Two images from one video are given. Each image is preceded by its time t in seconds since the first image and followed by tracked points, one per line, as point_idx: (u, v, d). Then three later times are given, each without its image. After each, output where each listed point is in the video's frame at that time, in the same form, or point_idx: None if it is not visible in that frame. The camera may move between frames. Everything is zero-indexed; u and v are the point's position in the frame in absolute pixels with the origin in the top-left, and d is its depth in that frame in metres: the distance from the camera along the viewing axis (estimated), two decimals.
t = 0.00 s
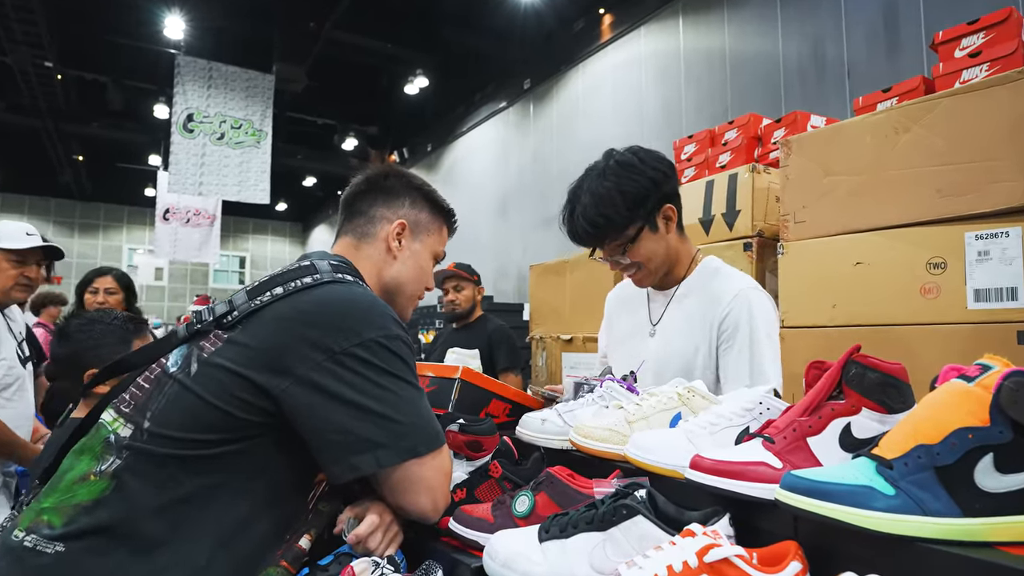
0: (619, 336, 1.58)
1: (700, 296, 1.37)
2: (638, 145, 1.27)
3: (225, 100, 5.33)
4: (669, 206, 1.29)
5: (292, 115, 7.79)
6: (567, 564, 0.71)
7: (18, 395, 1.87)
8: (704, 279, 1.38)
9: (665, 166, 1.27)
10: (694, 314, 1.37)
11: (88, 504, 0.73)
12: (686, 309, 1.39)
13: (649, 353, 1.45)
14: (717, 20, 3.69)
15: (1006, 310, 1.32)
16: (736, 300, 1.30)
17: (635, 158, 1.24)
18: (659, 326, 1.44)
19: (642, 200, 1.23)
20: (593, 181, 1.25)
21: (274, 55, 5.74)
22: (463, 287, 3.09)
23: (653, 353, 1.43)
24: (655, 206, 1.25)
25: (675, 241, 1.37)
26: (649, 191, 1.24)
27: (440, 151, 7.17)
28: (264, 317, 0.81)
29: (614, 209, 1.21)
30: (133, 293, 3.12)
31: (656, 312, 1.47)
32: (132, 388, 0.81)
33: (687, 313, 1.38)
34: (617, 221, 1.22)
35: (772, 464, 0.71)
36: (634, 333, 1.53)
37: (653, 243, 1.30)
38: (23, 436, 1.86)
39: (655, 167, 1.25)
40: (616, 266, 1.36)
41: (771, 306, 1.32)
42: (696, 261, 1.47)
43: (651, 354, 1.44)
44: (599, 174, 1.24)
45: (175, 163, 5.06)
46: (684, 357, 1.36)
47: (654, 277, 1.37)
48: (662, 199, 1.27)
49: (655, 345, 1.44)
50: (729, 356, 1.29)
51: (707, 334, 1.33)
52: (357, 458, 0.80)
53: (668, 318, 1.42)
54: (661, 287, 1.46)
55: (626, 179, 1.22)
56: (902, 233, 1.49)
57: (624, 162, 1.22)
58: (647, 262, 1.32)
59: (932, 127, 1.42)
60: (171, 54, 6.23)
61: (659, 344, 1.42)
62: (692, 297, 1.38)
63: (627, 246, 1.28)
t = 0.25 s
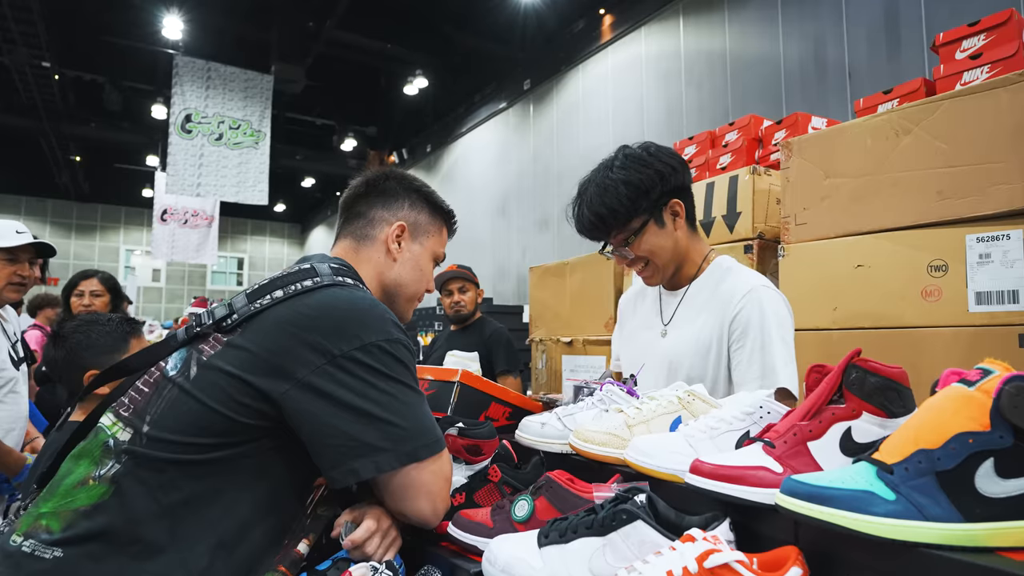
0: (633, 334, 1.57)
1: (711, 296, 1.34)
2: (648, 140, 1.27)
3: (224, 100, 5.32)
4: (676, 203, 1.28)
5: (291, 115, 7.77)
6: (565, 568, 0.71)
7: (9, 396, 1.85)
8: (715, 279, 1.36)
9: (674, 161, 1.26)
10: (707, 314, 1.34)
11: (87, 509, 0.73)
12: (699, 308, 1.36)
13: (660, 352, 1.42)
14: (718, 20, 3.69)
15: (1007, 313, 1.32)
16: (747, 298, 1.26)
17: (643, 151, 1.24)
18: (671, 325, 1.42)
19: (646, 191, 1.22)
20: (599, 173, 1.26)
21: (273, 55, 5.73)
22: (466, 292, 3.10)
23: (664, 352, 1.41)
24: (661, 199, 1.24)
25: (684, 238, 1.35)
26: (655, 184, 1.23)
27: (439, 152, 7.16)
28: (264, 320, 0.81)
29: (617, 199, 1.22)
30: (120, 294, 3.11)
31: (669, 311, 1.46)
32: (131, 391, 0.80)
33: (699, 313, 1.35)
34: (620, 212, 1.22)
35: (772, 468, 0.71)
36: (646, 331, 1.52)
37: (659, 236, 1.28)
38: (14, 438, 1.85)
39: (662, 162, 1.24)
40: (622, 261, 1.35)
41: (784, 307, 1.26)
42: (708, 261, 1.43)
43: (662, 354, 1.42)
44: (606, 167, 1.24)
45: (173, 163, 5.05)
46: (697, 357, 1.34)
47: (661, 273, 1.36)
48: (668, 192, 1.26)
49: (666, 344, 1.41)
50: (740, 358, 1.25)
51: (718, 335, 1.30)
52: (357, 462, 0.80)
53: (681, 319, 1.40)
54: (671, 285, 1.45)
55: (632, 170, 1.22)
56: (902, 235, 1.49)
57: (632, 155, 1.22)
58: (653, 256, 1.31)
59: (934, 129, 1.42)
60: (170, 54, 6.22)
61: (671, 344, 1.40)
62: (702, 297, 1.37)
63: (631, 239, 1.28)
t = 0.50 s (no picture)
0: (634, 338, 1.56)
1: (715, 299, 1.34)
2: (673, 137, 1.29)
3: (223, 103, 5.32)
4: (688, 198, 1.26)
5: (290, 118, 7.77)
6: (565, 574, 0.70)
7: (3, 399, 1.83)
8: (718, 281, 1.36)
9: (694, 158, 1.26)
10: (710, 317, 1.33)
11: (84, 514, 0.73)
12: (702, 311, 1.36)
13: (664, 357, 1.41)
14: (718, 23, 3.70)
15: (1009, 318, 1.32)
16: (751, 300, 1.26)
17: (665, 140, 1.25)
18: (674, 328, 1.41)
19: (659, 176, 1.21)
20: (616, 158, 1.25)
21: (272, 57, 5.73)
22: (466, 296, 3.10)
23: (667, 356, 1.40)
24: (673, 187, 1.23)
25: (689, 237, 1.32)
26: (669, 173, 1.22)
27: (439, 155, 7.15)
28: (262, 324, 0.81)
29: (629, 178, 1.20)
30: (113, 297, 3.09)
31: (672, 315, 1.45)
32: (129, 396, 0.80)
33: (703, 316, 1.35)
34: (629, 193, 1.21)
35: (772, 473, 0.71)
36: (648, 335, 1.50)
37: (664, 226, 1.25)
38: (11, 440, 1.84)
39: (683, 154, 1.25)
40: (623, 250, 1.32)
41: (790, 309, 1.25)
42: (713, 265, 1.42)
43: (665, 358, 1.41)
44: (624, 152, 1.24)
45: (172, 166, 5.04)
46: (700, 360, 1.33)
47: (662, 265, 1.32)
48: (683, 185, 1.25)
49: (669, 348, 1.40)
50: (746, 361, 1.24)
51: (723, 338, 1.30)
52: (356, 467, 0.80)
53: (683, 322, 1.39)
54: (673, 284, 1.43)
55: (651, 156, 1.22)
56: (902, 239, 1.49)
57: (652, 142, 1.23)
58: (656, 245, 1.27)
59: (934, 132, 1.42)
60: (169, 56, 6.22)
61: (674, 348, 1.39)
62: (706, 300, 1.36)
63: (635, 222, 1.24)
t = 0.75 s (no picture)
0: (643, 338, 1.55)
1: (724, 296, 1.32)
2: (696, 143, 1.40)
3: (222, 103, 5.32)
4: (700, 188, 1.33)
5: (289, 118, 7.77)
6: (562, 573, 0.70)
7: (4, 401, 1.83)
8: (726, 278, 1.35)
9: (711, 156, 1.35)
10: (719, 314, 1.32)
11: (83, 514, 0.73)
12: (711, 308, 1.34)
13: (672, 356, 1.40)
14: (718, 23, 3.70)
15: (1007, 318, 1.33)
16: (760, 297, 1.24)
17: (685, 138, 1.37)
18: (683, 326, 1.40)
19: (673, 162, 1.31)
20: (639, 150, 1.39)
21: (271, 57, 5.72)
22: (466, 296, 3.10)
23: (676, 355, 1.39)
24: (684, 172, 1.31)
25: (698, 229, 1.36)
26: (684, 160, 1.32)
27: (438, 155, 7.14)
28: (261, 323, 0.81)
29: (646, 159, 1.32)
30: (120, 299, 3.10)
31: (681, 313, 1.44)
32: (128, 396, 0.80)
33: (712, 314, 1.33)
34: (642, 171, 1.32)
35: (769, 473, 0.71)
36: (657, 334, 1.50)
37: (674, 208, 1.31)
38: (13, 442, 1.84)
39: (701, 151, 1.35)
40: (633, 233, 1.38)
41: (800, 305, 1.23)
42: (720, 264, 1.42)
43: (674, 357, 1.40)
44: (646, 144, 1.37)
45: (170, 166, 5.03)
46: (710, 360, 1.31)
47: (669, 250, 1.36)
48: (695, 175, 1.33)
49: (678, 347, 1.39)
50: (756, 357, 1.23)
51: (733, 335, 1.28)
52: (355, 466, 0.80)
53: (692, 321, 1.39)
54: (680, 278, 1.44)
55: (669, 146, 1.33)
56: (901, 238, 1.49)
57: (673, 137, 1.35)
58: (663, 227, 1.32)
59: (932, 132, 1.43)
60: (167, 57, 6.22)
61: (683, 346, 1.38)
62: (715, 298, 1.35)
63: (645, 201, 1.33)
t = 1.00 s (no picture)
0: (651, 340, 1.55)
1: (731, 303, 1.31)
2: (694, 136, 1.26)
3: (219, 105, 5.31)
4: (696, 199, 1.22)
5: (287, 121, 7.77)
6: None
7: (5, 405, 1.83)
8: (735, 284, 1.33)
9: (708, 158, 1.22)
10: (725, 320, 1.30)
11: (79, 517, 0.73)
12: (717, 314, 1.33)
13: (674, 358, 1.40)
14: (715, 25, 3.71)
15: (1002, 319, 1.34)
16: (770, 306, 1.23)
17: (680, 139, 1.22)
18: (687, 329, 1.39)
19: (664, 177, 1.20)
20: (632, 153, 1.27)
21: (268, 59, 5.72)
22: (465, 298, 3.10)
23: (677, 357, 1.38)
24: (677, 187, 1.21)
25: (702, 238, 1.29)
26: (677, 172, 1.20)
27: (436, 158, 7.14)
28: (258, 325, 0.81)
29: (636, 175, 1.22)
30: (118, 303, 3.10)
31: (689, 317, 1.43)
32: (125, 399, 0.80)
33: (718, 321, 1.32)
34: (633, 188, 1.22)
35: (765, 475, 0.72)
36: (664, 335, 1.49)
37: (669, 227, 1.24)
38: (11, 445, 1.85)
39: (697, 154, 1.22)
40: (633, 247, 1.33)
41: (809, 315, 1.23)
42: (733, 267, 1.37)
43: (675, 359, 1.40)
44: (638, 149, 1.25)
45: (168, 168, 5.03)
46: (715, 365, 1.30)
47: (669, 266, 1.31)
48: (691, 186, 1.22)
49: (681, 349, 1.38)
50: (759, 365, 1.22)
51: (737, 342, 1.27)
52: (353, 468, 0.80)
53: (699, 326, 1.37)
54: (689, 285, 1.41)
55: (660, 155, 1.21)
56: (896, 240, 1.50)
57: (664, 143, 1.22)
58: (661, 247, 1.27)
59: (927, 133, 1.43)
60: (164, 59, 6.22)
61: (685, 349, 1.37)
62: (722, 304, 1.33)
63: (641, 219, 1.25)
